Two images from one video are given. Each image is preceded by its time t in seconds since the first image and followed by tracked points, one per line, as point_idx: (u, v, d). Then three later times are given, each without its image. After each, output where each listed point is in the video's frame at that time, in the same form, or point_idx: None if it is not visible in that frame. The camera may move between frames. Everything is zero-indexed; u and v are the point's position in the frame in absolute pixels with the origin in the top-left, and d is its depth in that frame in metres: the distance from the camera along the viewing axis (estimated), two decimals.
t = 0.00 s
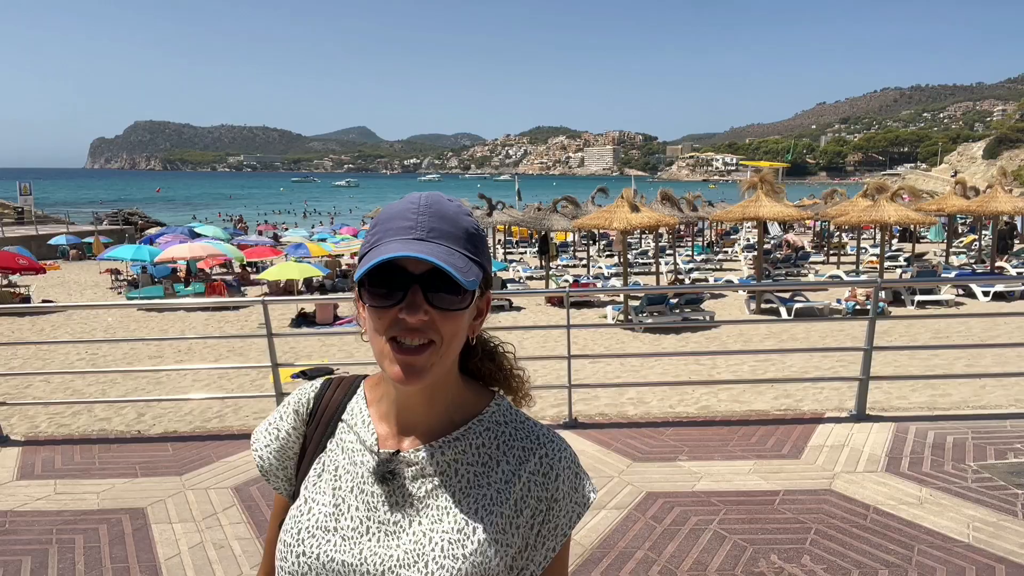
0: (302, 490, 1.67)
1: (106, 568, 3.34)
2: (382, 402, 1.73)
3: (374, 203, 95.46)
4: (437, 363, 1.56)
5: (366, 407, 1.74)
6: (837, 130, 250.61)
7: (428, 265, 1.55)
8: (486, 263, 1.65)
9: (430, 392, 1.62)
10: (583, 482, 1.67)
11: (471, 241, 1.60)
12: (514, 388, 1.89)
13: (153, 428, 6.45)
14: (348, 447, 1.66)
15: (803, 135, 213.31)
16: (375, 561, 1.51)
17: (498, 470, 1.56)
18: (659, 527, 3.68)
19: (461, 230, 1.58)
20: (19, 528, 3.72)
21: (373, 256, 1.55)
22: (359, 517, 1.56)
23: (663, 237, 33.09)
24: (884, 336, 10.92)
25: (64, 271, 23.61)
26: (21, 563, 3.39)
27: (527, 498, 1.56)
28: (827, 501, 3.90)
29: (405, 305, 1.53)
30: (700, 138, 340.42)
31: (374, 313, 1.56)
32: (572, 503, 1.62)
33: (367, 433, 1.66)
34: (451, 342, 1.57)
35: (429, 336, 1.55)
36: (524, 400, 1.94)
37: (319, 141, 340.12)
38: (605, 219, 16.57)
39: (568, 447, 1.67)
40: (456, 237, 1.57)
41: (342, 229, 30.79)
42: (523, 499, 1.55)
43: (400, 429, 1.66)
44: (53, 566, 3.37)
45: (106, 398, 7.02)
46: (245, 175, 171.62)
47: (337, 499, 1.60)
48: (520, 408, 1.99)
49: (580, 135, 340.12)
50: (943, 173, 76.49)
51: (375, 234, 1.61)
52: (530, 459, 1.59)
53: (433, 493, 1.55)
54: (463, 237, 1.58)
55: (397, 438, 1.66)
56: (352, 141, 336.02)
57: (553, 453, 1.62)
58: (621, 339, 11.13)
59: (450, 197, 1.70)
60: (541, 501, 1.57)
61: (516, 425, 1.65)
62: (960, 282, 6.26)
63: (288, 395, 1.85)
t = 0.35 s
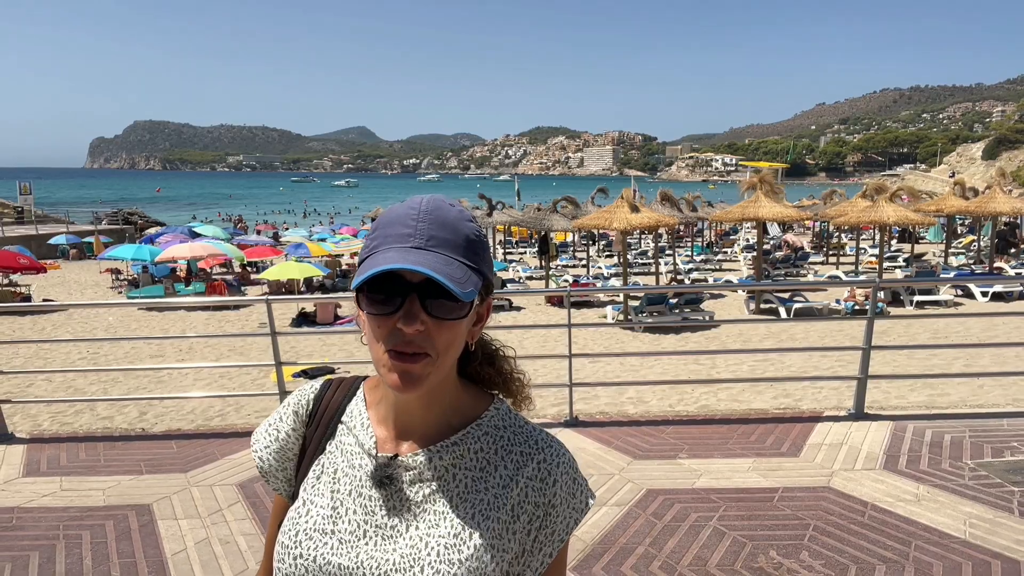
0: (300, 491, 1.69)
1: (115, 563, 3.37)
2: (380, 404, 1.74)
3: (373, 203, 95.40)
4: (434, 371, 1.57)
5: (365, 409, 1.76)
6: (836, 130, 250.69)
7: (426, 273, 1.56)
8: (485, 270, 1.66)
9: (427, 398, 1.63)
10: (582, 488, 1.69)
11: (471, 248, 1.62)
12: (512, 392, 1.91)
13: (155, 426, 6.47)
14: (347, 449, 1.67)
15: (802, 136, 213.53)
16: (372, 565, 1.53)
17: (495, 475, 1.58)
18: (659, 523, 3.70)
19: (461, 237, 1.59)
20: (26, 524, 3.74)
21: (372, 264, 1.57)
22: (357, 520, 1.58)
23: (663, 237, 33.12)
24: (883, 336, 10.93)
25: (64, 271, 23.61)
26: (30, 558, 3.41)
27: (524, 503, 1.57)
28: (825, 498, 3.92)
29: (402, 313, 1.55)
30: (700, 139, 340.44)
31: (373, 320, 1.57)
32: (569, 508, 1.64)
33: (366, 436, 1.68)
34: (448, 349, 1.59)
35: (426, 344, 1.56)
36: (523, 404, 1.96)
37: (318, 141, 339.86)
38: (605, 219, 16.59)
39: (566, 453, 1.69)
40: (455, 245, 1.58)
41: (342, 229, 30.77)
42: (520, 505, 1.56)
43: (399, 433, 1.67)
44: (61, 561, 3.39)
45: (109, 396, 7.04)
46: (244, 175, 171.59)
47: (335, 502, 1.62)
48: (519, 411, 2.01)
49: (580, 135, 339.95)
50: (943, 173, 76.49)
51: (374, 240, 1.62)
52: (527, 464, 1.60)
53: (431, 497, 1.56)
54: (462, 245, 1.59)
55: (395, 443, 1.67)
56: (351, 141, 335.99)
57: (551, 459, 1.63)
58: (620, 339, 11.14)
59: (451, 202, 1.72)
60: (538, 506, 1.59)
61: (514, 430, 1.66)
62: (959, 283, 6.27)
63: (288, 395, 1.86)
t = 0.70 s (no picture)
0: (306, 488, 1.70)
1: (121, 557, 3.38)
2: (383, 401, 1.76)
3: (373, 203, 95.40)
4: (436, 369, 1.59)
5: (369, 406, 1.77)
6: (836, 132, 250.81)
7: (427, 272, 1.57)
8: (485, 266, 1.68)
9: (430, 396, 1.65)
10: (583, 482, 1.69)
11: (470, 245, 1.63)
12: (513, 386, 1.93)
13: (157, 424, 6.48)
14: (352, 447, 1.69)
15: (802, 137, 213.76)
16: (378, 561, 1.54)
17: (499, 470, 1.59)
18: (660, 520, 3.71)
19: (459, 234, 1.60)
20: (31, 519, 3.75)
21: (372, 264, 1.58)
22: (362, 516, 1.59)
23: (663, 238, 33.14)
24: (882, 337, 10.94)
25: (65, 270, 23.63)
26: (36, 552, 3.43)
27: (528, 498, 1.58)
28: (824, 496, 3.93)
29: (404, 312, 1.56)
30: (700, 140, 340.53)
31: (375, 320, 1.58)
32: (571, 502, 1.65)
33: (370, 433, 1.69)
34: (451, 346, 1.60)
35: (428, 342, 1.57)
36: (524, 399, 1.97)
37: (319, 140, 339.89)
38: (605, 219, 16.61)
39: (568, 447, 1.70)
40: (454, 243, 1.60)
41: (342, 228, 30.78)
42: (524, 500, 1.57)
43: (402, 430, 1.69)
44: (67, 555, 3.40)
45: (111, 394, 7.05)
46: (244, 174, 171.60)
47: (341, 499, 1.63)
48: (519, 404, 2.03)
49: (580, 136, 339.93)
50: (943, 175, 76.52)
51: (373, 240, 1.64)
52: (530, 459, 1.61)
53: (435, 493, 1.58)
54: (461, 242, 1.61)
55: (398, 440, 1.69)
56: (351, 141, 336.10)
57: (553, 453, 1.64)
58: (620, 339, 11.15)
59: (449, 198, 1.73)
60: (541, 500, 1.60)
61: (516, 425, 1.68)
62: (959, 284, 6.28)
63: (292, 392, 1.87)
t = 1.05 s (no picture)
0: (317, 480, 1.71)
1: (129, 551, 3.40)
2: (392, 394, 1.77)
3: (373, 203, 95.39)
4: (445, 362, 1.61)
5: (377, 399, 1.78)
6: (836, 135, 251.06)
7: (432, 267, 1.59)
8: (488, 259, 1.69)
9: (438, 389, 1.67)
10: (591, 468, 1.70)
11: (474, 239, 1.64)
12: (517, 376, 1.95)
13: (159, 421, 6.49)
14: (361, 439, 1.70)
15: (802, 140, 213.95)
16: (394, 550, 1.55)
17: (508, 457, 1.61)
18: (663, 517, 3.72)
19: (463, 228, 1.62)
20: (39, 513, 3.76)
21: (378, 262, 1.59)
22: (376, 506, 1.60)
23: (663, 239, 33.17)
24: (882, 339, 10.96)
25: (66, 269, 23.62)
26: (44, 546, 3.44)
27: (538, 484, 1.60)
28: (826, 494, 3.95)
29: (411, 308, 1.57)
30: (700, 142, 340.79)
31: (383, 316, 1.59)
32: (579, 487, 1.66)
33: (379, 424, 1.71)
34: (458, 339, 1.62)
35: (436, 336, 1.59)
36: (527, 388, 1.99)
37: (319, 141, 339.98)
38: (606, 220, 16.64)
39: (574, 434, 1.71)
40: (458, 237, 1.61)
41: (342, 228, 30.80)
42: (535, 485, 1.59)
43: (412, 422, 1.70)
44: (75, 549, 3.42)
45: (113, 391, 7.06)
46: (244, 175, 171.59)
47: (354, 490, 1.64)
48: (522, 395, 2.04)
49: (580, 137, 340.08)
50: (943, 179, 76.60)
51: (377, 237, 1.65)
52: (539, 445, 1.63)
53: (445, 482, 1.59)
54: (465, 236, 1.62)
55: (408, 431, 1.70)
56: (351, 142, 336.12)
57: (561, 439, 1.65)
58: (620, 339, 11.16)
59: (450, 193, 1.73)
60: (551, 485, 1.61)
61: (523, 414, 1.69)
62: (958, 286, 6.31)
63: (298, 387, 1.88)
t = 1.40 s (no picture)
0: (308, 489, 1.69)
1: (136, 549, 3.40)
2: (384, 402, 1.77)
3: (373, 203, 95.28)
4: (440, 363, 1.61)
5: (370, 408, 1.78)
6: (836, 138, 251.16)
7: (429, 266, 1.59)
8: (485, 260, 1.70)
9: (433, 393, 1.67)
10: (585, 476, 1.72)
11: (470, 239, 1.65)
12: (510, 385, 1.96)
13: (163, 420, 6.49)
14: (355, 448, 1.69)
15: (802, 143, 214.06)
16: (390, 559, 1.54)
17: (504, 465, 1.62)
18: (667, 519, 3.73)
19: (460, 229, 1.63)
20: (45, 512, 3.76)
21: (375, 259, 1.59)
22: (371, 515, 1.59)
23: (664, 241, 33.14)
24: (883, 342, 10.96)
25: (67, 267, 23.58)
26: (51, 544, 3.44)
27: (534, 491, 1.61)
28: (830, 497, 3.95)
29: (408, 306, 1.57)
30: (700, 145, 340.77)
31: (378, 315, 1.59)
32: (574, 495, 1.67)
33: (373, 433, 1.70)
34: (454, 339, 1.62)
35: (432, 337, 1.59)
36: (520, 397, 2.00)
37: (319, 141, 339.96)
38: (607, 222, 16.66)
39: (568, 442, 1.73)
40: (455, 237, 1.61)
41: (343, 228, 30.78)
42: (531, 493, 1.60)
43: (406, 429, 1.70)
44: (82, 547, 3.42)
45: (116, 391, 7.05)
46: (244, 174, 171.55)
47: (348, 498, 1.63)
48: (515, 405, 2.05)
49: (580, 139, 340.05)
50: (944, 183, 76.58)
51: (373, 235, 1.65)
52: (535, 453, 1.64)
53: (441, 490, 1.59)
54: (462, 236, 1.63)
55: (402, 438, 1.70)
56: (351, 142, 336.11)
57: (556, 447, 1.67)
58: (622, 341, 11.16)
59: (446, 194, 1.75)
60: (546, 493, 1.63)
61: (519, 421, 1.71)
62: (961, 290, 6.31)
63: (288, 395, 1.86)
